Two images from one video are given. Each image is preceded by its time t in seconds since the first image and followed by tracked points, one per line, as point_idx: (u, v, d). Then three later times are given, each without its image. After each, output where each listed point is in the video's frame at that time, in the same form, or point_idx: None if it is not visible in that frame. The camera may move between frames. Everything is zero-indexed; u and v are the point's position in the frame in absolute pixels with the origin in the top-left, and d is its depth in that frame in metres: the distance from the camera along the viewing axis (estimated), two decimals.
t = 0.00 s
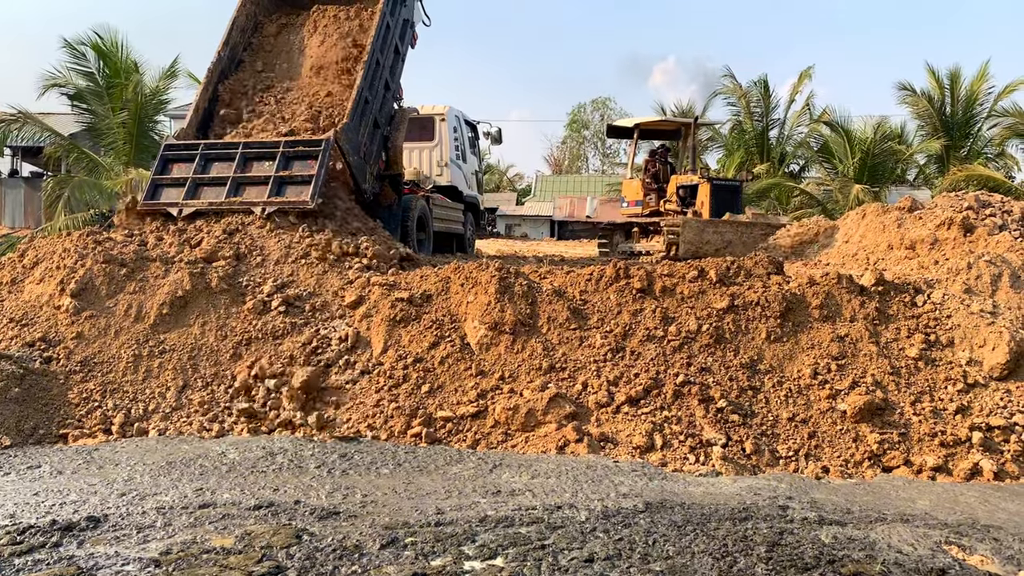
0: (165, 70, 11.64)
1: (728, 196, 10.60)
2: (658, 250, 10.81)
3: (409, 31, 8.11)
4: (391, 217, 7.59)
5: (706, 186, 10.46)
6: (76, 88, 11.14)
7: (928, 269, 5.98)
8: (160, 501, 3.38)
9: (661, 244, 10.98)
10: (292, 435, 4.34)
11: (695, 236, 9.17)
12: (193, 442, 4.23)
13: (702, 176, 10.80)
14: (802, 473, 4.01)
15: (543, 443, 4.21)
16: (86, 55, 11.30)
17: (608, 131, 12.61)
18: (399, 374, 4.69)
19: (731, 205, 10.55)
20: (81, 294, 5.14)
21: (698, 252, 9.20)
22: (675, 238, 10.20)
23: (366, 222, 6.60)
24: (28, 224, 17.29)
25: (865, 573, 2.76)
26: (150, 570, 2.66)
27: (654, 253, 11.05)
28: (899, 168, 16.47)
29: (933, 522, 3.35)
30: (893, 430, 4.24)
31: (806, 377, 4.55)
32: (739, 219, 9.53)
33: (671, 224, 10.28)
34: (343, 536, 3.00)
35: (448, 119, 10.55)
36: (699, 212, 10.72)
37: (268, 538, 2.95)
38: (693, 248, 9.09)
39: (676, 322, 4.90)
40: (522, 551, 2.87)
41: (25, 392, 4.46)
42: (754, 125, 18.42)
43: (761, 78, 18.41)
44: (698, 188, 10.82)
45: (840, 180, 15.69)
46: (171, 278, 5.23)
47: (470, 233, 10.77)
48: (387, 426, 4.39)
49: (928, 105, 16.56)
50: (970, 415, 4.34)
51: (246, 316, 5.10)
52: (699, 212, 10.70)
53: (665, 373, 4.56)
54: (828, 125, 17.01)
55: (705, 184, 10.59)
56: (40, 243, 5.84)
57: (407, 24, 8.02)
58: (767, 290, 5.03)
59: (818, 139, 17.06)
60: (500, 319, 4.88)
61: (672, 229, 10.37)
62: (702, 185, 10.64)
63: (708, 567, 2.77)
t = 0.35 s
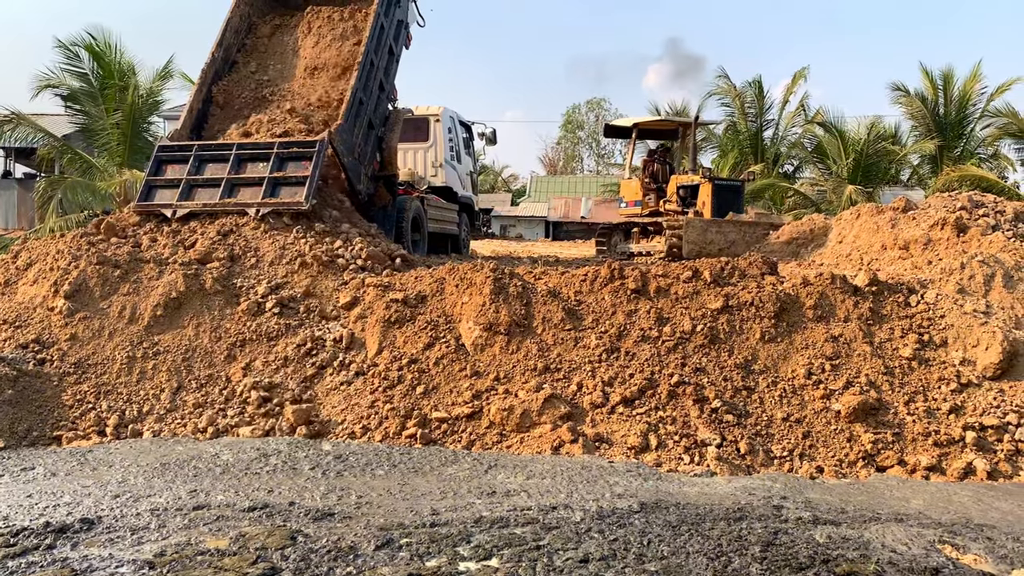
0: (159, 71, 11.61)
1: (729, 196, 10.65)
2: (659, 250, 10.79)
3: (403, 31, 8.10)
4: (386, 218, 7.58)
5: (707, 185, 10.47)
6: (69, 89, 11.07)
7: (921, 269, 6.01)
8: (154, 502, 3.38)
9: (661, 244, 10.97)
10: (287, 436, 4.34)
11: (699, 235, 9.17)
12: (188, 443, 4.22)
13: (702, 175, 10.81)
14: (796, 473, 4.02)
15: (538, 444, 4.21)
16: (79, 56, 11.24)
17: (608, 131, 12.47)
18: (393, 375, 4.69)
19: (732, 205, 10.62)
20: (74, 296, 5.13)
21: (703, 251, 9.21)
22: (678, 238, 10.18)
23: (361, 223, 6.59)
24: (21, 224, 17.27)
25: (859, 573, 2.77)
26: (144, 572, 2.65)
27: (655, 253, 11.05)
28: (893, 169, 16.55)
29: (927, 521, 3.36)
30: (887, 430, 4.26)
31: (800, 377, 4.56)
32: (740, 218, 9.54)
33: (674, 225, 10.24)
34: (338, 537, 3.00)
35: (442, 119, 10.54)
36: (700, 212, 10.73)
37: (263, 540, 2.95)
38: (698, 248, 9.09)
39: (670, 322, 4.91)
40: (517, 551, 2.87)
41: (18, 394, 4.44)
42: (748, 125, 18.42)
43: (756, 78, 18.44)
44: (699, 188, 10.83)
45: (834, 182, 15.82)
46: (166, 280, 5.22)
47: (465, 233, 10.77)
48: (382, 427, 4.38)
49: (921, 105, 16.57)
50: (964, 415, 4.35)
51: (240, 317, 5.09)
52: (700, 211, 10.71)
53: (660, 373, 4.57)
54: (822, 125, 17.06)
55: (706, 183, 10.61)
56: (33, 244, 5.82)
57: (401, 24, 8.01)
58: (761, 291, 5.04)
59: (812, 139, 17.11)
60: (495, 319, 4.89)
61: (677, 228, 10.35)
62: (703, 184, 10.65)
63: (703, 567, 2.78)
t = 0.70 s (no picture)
0: (152, 71, 11.58)
1: (729, 195, 10.61)
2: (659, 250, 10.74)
3: (397, 31, 8.10)
4: (379, 218, 7.58)
5: (706, 185, 10.43)
6: (61, 88, 11.02)
7: (913, 270, 6.03)
8: (146, 503, 3.37)
9: (661, 244, 10.93)
10: (280, 437, 4.33)
11: (700, 239, 9.08)
12: (180, 444, 4.21)
13: (701, 175, 10.78)
14: (789, 473, 4.03)
15: (531, 444, 4.21)
16: (72, 56, 11.20)
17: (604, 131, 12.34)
18: (387, 375, 4.68)
19: (732, 204, 10.61)
20: (66, 296, 5.11)
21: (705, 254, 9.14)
22: (678, 239, 10.15)
23: (354, 223, 6.59)
24: (11, 225, 17.18)
25: (851, 572, 2.77)
26: (136, 573, 2.64)
27: (654, 253, 11.01)
28: (885, 170, 16.64)
29: (920, 521, 3.37)
30: (879, 430, 4.27)
31: (793, 377, 4.58)
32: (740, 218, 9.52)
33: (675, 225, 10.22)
34: (331, 538, 3.00)
35: (436, 120, 10.54)
36: (699, 212, 10.70)
37: (255, 541, 2.95)
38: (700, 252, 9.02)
39: (663, 322, 4.92)
40: (510, 552, 2.87)
41: (9, 394, 4.43)
42: (741, 126, 18.41)
43: (749, 79, 18.47)
44: (698, 187, 10.80)
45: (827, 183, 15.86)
46: (158, 280, 5.20)
47: (459, 234, 10.77)
48: (375, 428, 4.38)
49: (913, 106, 16.63)
50: (956, 415, 4.37)
51: (233, 318, 5.08)
52: (700, 211, 10.67)
53: (653, 373, 4.58)
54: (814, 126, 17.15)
55: (705, 183, 10.60)
56: (24, 245, 5.80)
57: (394, 24, 8.01)
58: (754, 291, 5.05)
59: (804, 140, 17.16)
60: (488, 320, 4.89)
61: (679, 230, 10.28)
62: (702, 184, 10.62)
63: (696, 567, 2.78)
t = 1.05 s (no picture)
0: (146, 73, 11.56)
1: (730, 195, 10.62)
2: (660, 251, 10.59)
3: (391, 33, 8.09)
4: (373, 219, 7.57)
5: (709, 185, 10.41)
6: (55, 90, 10.98)
7: (907, 270, 6.05)
8: (140, 506, 3.36)
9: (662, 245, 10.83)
10: (274, 439, 4.32)
11: (705, 236, 9.10)
12: (174, 446, 4.20)
13: (702, 175, 10.74)
14: (783, 473, 4.03)
15: (526, 445, 4.21)
16: (65, 57, 11.17)
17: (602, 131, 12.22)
18: (381, 377, 4.68)
19: (733, 204, 10.64)
20: (59, 298, 5.10)
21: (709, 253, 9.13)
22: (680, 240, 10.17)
23: (348, 225, 6.58)
24: (5, 227, 17.13)
25: (845, 573, 2.78)
26: None
27: (655, 254, 10.87)
28: (879, 170, 16.85)
29: (913, 521, 3.38)
30: (873, 430, 4.28)
31: (787, 377, 4.58)
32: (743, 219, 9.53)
33: (676, 225, 10.19)
34: (325, 540, 2.99)
35: (430, 121, 10.53)
36: (701, 213, 10.68)
37: (249, 543, 2.94)
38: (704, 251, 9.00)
39: (658, 323, 4.92)
40: (505, 553, 2.87)
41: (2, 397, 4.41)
42: (735, 127, 18.32)
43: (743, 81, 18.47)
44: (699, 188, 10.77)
45: (822, 183, 16.10)
46: (152, 282, 5.19)
47: (453, 235, 10.76)
48: (370, 430, 4.37)
49: (906, 107, 16.66)
50: (949, 415, 4.38)
51: (227, 320, 5.07)
52: (702, 212, 10.67)
53: (648, 374, 4.58)
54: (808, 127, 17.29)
55: (707, 183, 10.59)
56: (18, 247, 5.78)
57: (389, 26, 8.01)
58: (748, 292, 5.06)
59: (798, 142, 17.27)
60: (483, 321, 4.90)
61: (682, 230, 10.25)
62: (704, 184, 10.60)
63: (691, 568, 2.79)
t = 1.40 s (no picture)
0: (146, 80, 11.58)
1: (736, 198, 10.67)
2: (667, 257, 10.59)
3: (390, 39, 8.11)
4: (373, 226, 7.57)
5: (716, 190, 10.45)
6: (54, 97, 10.99)
7: (906, 275, 6.06)
8: (139, 514, 3.35)
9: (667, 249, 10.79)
10: (273, 446, 4.32)
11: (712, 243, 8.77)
12: (174, 453, 4.20)
13: (708, 180, 10.71)
14: (783, 479, 4.02)
15: (525, 451, 4.21)
16: (65, 65, 11.19)
17: (605, 135, 12.16)
18: (381, 384, 4.67)
19: (739, 208, 10.68)
20: (59, 306, 5.10)
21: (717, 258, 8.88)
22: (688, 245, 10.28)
23: (347, 231, 6.58)
24: (4, 234, 17.15)
25: None
26: None
27: (660, 258, 10.86)
28: (878, 176, 16.71)
29: (914, 526, 3.37)
30: (874, 435, 4.27)
31: (787, 382, 4.58)
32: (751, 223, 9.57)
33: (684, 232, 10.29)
34: (325, 547, 2.99)
35: (429, 127, 10.55)
36: (708, 217, 10.72)
37: (249, 550, 2.93)
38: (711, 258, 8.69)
39: (657, 329, 4.92)
40: (505, 560, 2.87)
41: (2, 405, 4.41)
42: (734, 132, 18.26)
43: (741, 86, 18.51)
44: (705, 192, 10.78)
45: (821, 189, 16.18)
46: (151, 289, 5.19)
47: (453, 241, 10.76)
48: (369, 436, 4.36)
49: (904, 112, 16.68)
50: (949, 419, 4.38)
51: (226, 327, 5.07)
52: (707, 216, 10.71)
53: (647, 380, 4.58)
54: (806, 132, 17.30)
55: (713, 187, 10.62)
56: (17, 255, 5.78)
57: (388, 33, 8.02)
58: (747, 297, 5.06)
59: (797, 147, 17.27)
60: (482, 327, 4.89)
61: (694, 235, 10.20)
62: (709, 188, 10.62)
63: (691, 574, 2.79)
